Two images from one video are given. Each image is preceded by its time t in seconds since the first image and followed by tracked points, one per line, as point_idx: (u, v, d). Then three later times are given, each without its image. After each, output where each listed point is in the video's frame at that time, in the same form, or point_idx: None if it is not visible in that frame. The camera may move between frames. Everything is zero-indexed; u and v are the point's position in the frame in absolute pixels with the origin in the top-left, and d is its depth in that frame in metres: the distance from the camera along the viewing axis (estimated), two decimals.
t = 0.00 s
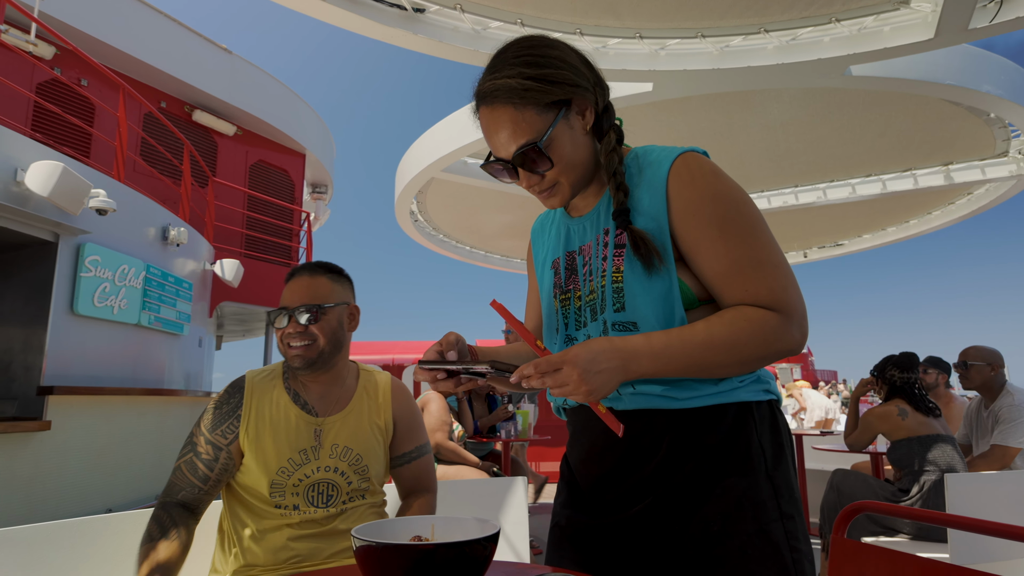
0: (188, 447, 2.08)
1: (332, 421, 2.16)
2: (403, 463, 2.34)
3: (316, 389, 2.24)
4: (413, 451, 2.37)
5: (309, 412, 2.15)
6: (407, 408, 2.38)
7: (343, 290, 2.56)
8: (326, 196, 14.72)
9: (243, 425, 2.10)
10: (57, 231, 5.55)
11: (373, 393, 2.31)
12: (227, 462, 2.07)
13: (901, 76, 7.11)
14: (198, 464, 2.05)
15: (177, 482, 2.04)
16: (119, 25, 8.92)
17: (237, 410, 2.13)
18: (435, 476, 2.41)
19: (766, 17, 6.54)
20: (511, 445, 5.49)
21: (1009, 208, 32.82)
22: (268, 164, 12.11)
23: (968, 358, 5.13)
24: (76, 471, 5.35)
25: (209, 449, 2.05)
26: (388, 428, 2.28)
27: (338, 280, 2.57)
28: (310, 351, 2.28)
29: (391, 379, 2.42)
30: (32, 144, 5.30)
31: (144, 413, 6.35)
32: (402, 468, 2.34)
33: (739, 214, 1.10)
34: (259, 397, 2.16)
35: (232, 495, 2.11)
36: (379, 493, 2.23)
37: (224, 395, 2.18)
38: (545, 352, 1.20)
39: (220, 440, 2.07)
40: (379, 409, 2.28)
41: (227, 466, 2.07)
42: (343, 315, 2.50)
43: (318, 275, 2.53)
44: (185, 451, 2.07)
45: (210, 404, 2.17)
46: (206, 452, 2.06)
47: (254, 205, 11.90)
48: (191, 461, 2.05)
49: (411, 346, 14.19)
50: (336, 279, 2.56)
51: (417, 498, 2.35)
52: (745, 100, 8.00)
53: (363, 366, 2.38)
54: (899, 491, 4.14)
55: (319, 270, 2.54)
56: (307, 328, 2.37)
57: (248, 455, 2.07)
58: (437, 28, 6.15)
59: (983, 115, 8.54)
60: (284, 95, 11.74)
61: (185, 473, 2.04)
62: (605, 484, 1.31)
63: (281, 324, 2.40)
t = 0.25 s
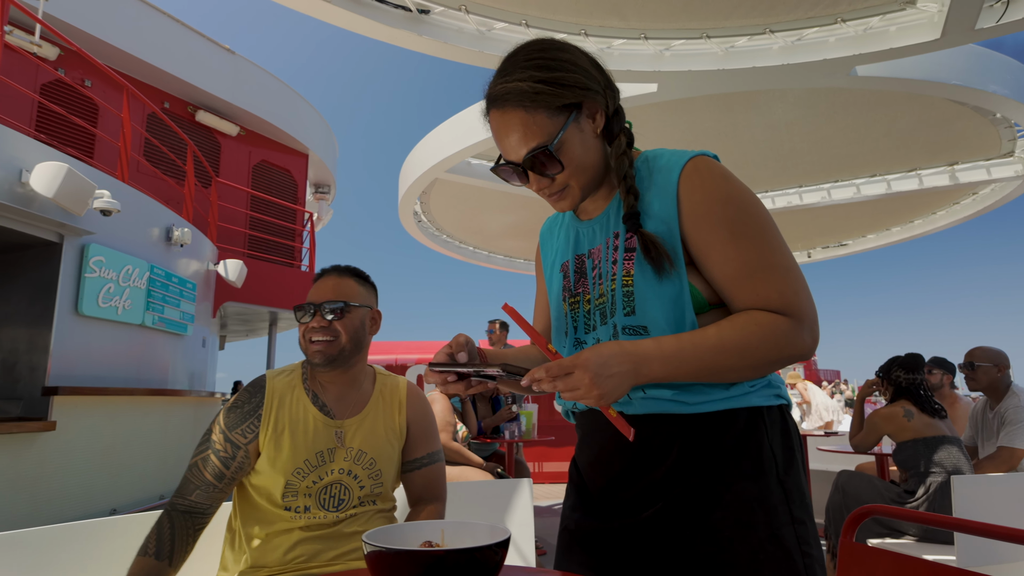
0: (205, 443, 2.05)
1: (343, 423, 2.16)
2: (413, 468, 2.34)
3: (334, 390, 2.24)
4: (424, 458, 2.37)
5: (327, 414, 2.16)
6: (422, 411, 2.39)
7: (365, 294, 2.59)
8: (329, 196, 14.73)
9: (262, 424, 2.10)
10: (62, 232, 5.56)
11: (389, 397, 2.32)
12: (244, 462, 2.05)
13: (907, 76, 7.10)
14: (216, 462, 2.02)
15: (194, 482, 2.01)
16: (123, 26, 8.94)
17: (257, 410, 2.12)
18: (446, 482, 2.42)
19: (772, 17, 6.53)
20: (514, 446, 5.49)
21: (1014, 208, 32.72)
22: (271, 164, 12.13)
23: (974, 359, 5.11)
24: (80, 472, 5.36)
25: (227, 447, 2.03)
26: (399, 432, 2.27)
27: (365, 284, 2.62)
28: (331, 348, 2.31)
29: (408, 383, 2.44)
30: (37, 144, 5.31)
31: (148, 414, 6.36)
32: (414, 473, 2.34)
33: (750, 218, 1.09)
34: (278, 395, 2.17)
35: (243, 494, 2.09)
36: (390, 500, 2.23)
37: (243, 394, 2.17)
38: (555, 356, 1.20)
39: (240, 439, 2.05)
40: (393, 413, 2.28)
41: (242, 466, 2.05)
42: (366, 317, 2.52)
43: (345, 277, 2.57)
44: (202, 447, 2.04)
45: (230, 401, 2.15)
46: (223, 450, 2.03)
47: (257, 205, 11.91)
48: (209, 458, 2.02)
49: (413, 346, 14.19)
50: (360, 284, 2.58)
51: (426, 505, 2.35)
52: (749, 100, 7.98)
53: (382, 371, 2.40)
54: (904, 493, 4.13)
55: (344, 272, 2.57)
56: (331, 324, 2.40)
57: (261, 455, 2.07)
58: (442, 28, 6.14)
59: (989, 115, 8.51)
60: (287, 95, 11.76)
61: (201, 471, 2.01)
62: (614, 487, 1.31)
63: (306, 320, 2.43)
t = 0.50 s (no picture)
0: (224, 445, 2.08)
1: (358, 423, 2.17)
2: (426, 467, 2.34)
3: (347, 390, 2.25)
4: (434, 457, 2.37)
5: (342, 416, 2.18)
6: (432, 410, 2.40)
7: (382, 297, 2.59)
8: (333, 197, 14.77)
9: (280, 426, 2.12)
10: (70, 233, 5.59)
11: (401, 398, 2.32)
12: (263, 464, 2.07)
13: (914, 78, 7.09)
14: (235, 464, 2.04)
15: (213, 483, 2.03)
16: (129, 27, 8.98)
17: (275, 412, 2.14)
18: (457, 483, 2.41)
19: (780, 20, 6.54)
20: (521, 446, 5.50)
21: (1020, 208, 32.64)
22: (276, 165, 12.17)
23: (982, 360, 5.17)
24: (88, 472, 5.38)
25: (247, 449, 2.06)
26: (413, 430, 2.29)
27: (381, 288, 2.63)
28: (354, 346, 2.31)
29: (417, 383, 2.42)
30: (46, 146, 5.34)
31: (156, 414, 6.39)
32: (425, 473, 2.35)
33: (768, 218, 1.11)
34: (293, 397, 2.19)
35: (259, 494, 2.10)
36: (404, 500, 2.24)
37: (261, 396, 2.19)
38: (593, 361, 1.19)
39: (260, 442, 2.08)
40: (406, 413, 2.29)
41: (262, 468, 2.07)
42: (384, 320, 2.52)
43: (365, 281, 2.57)
44: (221, 450, 2.07)
45: (247, 404, 2.17)
46: (243, 452, 2.06)
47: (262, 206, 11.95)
48: (230, 461, 2.05)
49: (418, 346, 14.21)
50: (378, 287, 2.59)
51: (437, 505, 2.35)
52: (756, 102, 7.98)
53: (391, 372, 2.40)
54: (912, 494, 4.13)
55: (362, 275, 2.58)
56: (356, 321, 2.41)
57: (279, 455, 2.09)
58: (450, 31, 6.16)
59: (997, 116, 8.49)
60: (292, 96, 11.79)
61: (221, 473, 2.04)
62: (629, 489, 1.31)
63: (325, 317, 2.41)
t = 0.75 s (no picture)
0: (231, 440, 2.12)
1: (369, 421, 2.18)
2: (437, 465, 2.34)
3: (358, 387, 2.26)
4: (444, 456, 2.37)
5: (349, 412, 2.18)
6: (440, 412, 2.39)
7: (394, 297, 2.59)
8: (339, 197, 14.80)
9: (288, 424, 2.13)
10: (80, 234, 5.62)
11: (410, 398, 2.31)
12: (268, 458, 2.10)
13: (928, 76, 7.06)
14: (239, 457, 2.08)
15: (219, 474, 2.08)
16: (138, 29, 9.03)
17: (283, 411, 2.16)
18: (466, 481, 2.40)
19: (793, 19, 6.52)
20: (530, 447, 5.51)
21: None
22: (282, 166, 12.20)
23: (996, 358, 5.17)
24: (98, 472, 5.41)
25: (252, 445, 2.09)
26: (423, 430, 2.28)
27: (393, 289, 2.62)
28: (367, 343, 2.30)
29: (426, 384, 2.43)
30: (57, 148, 5.37)
31: (164, 414, 6.41)
32: (436, 471, 2.35)
33: (801, 222, 1.10)
34: (303, 394, 2.19)
35: (271, 490, 2.13)
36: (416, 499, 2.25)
37: (273, 395, 2.21)
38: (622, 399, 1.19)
39: (262, 437, 2.10)
40: (416, 412, 2.29)
41: (267, 462, 2.10)
42: (397, 319, 2.52)
43: (378, 280, 2.56)
44: (227, 444, 2.11)
45: (257, 403, 2.21)
46: (248, 447, 2.10)
47: (269, 206, 11.98)
48: (233, 454, 2.09)
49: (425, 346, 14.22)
50: (389, 288, 2.58)
51: (449, 504, 2.34)
52: (767, 100, 7.95)
53: (401, 372, 2.40)
54: (926, 495, 4.10)
55: (375, 275, 2.57)
56: (371, 318, 2.39)
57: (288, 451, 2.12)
58: (462, 31, 6.17)
59: (1009, 114, 8.44)
60: (299, 96, 11.82)
61: (226, 466, 2.08)
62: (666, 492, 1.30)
63: (340, 311, 2.40)
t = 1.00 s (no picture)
0: (243, 436, 2.12)
1: (380, 419, 2.18)
2: (447, 460, 2.32)
3: (369, 386, 2.27)
4: (454, 451, 2.36)
5: (361, 411, 2.18)
6: (451, 408, 2.39)
7: (401, 296, 2.60)
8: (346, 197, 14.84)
9: (300, 422, 2.13)
10: (90, 234, 5.65)
11: (420, 395, 2.31)
12: (279, 455, 2.10)
13: (939, 73, 7.03)
14: (251, 453, 2.08)
15: (229, 467, 2.07)
16: (145, 29, 9.06)
17: (295, 408, 2.16)
18: (477, 476, 2.38)
19: (803, 16, 6.67)
20: (538, 446, 5.51)
21: None
22: (290, 166, 12.24)
23: (1012, 357, 5.07)
24: (108, 471, 5.44)
25: (265, 442, 2.09)
26: (433, 428, 2.28)
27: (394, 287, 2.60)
28: (378, 339, 2.31)
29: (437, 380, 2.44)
30: (66, 149, 5.40)
31: (173, 413, 6.43)
32: (444, 467, 2.32)
33: (874, 200, 0.92)
34: (315, 394, 2.20)
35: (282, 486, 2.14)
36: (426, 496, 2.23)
37: (286, 393, 2.21)
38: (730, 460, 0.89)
39: (274, 433, 2.10)
40: (427, 410, 2.28)
41: (278, 459, 2.11)
42: (405, 317, 2.53)
43: (383, 279, 2.57)
44: (238, 439, 2.10)
45: (269, 400, 2.21)
46: (261, 443, 2.09)
47: (276, 206, 12.03)
48: (246, 449, 2.08)
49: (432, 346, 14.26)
50: (395, 287, 2.59)
51: (458, 499, 2.32)
52: (777, 98, 7.93)
53: (411, 369, 2.40)
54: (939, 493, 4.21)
55: (381, 275, 2.57)
56: (380, 316, 2.41)
57: (300, 447, 2.12)
58: (471, 31, 6.17)
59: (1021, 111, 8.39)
60: (305, 97, 11.85)
61: (238, 461, 2.08)
62: (694, 480, 1.23)
63: (349, 311, 2.42)
